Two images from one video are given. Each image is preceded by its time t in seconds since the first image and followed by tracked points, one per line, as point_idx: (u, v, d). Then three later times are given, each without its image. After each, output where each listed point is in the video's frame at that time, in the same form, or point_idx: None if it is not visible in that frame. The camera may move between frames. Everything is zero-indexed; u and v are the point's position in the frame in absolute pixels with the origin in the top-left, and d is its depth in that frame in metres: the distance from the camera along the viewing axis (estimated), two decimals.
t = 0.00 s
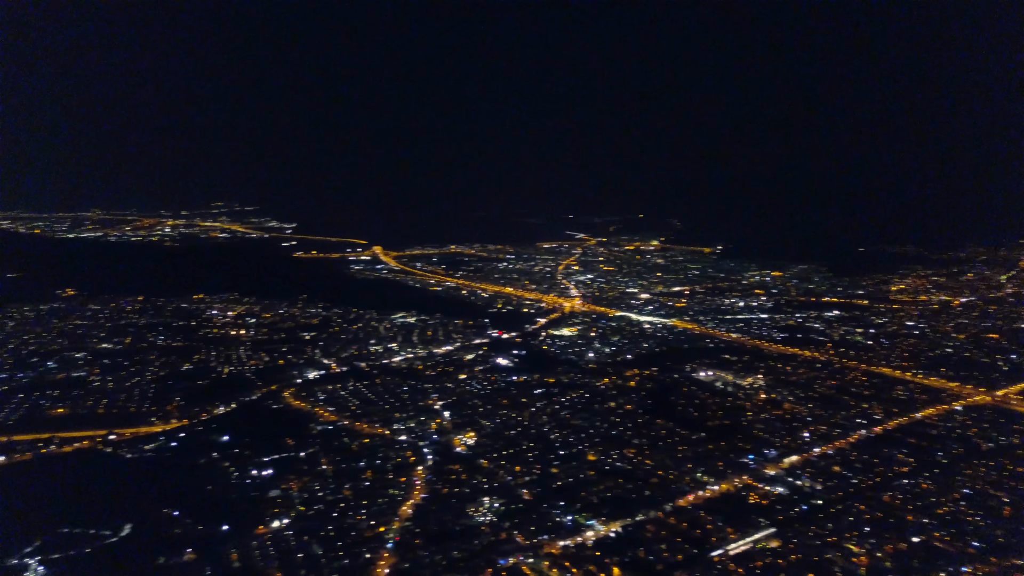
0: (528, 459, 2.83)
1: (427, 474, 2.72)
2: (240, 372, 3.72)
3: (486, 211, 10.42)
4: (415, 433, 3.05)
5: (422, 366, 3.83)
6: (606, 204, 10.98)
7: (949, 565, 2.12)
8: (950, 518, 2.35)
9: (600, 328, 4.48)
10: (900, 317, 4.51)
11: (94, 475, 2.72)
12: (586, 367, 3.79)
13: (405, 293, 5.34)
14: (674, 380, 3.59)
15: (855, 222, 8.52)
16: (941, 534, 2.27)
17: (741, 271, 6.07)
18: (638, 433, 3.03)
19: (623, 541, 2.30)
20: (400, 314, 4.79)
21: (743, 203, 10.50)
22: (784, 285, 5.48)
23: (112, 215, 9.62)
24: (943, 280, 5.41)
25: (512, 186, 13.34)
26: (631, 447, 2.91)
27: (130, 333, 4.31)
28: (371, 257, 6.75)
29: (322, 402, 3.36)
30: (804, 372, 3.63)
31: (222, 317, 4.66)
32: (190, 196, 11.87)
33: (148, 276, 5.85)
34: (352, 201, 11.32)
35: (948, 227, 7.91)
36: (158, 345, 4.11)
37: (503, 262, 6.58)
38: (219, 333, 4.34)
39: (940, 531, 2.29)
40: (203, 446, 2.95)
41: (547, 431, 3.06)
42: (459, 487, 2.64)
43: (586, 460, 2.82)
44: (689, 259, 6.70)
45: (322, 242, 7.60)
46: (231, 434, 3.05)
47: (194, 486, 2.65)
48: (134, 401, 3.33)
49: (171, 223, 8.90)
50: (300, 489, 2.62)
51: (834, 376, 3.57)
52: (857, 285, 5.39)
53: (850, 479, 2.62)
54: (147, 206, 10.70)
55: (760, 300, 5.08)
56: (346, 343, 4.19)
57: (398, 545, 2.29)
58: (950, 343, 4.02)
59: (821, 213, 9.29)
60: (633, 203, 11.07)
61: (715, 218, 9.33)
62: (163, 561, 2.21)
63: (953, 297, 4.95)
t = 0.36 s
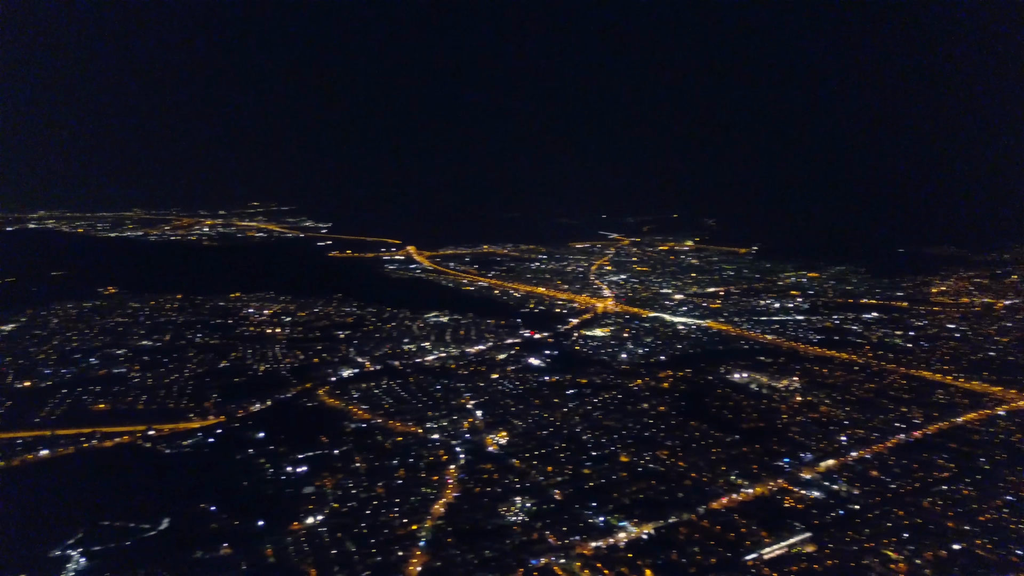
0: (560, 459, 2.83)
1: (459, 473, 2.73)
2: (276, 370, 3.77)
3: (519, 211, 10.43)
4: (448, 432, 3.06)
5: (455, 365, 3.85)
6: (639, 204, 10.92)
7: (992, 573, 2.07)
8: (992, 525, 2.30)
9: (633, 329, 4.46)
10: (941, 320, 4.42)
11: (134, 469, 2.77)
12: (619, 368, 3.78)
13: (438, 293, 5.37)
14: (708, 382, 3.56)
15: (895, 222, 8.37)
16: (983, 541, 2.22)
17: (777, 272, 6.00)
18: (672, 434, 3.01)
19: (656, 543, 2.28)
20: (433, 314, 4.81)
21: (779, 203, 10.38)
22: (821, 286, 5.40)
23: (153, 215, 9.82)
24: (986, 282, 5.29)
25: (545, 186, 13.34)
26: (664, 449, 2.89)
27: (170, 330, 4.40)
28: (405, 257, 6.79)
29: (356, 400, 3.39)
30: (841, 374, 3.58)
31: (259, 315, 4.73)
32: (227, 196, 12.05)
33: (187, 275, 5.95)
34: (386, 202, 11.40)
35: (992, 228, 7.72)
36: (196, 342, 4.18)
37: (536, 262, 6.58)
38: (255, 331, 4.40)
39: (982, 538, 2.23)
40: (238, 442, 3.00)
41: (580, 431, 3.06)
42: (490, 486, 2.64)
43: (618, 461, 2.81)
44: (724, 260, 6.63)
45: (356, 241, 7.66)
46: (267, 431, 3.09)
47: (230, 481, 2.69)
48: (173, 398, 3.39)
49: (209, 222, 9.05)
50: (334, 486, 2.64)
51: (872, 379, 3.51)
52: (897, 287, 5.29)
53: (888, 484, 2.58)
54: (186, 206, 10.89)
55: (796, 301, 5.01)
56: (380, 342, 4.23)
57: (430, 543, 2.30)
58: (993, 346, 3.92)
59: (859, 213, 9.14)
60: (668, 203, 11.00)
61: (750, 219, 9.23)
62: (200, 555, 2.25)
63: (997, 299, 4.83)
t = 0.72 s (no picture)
0: (593, 460, 2.82)
1: (492, 472, 2.74)
2: (311, 368, 3.81)
3: (552, 211, 10.42)
4: (480, 431, 3.07)
5: (487, 364, 3.86)
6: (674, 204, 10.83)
7: None
8: None
9: (666, 330, 4.43)
10: (984, 322, 4.32)
11: (170, 464, 2.82)
12: (652, 369, 3.75)
13: (471, 292, 5.38)
14: (743, 384, 3.52)
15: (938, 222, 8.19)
16: None
17: (814, 273, 5.91)
18: (705, 436, 2.98)
19: (689, 546, 2.27)
20: (466, 313, 4.82)
21: (816, 203, 10.24)
22: (859, 287, 5.31)
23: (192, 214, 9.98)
24: None
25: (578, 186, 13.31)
26: (697, 451, 2.86)
27: (208, 328, 4.47)
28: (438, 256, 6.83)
29: (389, 398, 3.42)
30: (880, 377, 3.52)
31: (294, 313, 4.78)
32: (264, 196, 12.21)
33: (224, 273, 6.04)
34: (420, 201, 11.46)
35: None
36: (234, 340, 4.24)
37: (569, 262, 6.56)
38: (291, 329, 4.45)
39: None
40: (274, 439, 3.03)
41: (612, 432, 3.04)
42: (522, 486, 2.64)
43: (651, 462, 2.79)
44: (760, 260, 6.56)
45: (390, 241, 7.72)
46: (302, 428, 3.13)
47: (265, 478, 2.73)
48: (211, 394, 3.45)
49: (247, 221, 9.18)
50: (367, 483, 2.67)
51: (912, 383, 3.44)
52: (938, 289, 5.18)
53: (928, 490, 2.53)
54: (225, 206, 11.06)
55: (834, 302, 4.93)
56: (413, 340, 4.25)
57: (463, 541, 2.31)
58: None
59: (900, 213, 8.96)
60: (703, 203, 10.90)
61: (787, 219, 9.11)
62: (237, 550, 2.28)
63: None
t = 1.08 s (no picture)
0: (626, 461, 2.81)
1: (525, 472, 2.74)
2: (346, 366, 3.84)
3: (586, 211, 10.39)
4: (513, 430, 3.07)
5: (520, 364, 3.86)
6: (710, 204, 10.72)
7: None
8: None
9: (702, 331, 4.39)
10: None
11: (209, 459, 2.87)
12: (687, 370, 3.72)
13: (505, 292, 5.39)
14: (780, 386, 3.47)
15: (983, 223, 8.00)
16: None
17: (854, 274, 5.82)
18: (741, 439, 2.95)
19: (723, 549, 2.24)
20: (500, 313, 4.83)
21: (855, 203, 10.08)
22: (900, 289, 5.21)
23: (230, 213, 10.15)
24: None
25: (613, 186, 13.26)
26: (732, 453, 2.83)
27: (246, 326, 4.53)
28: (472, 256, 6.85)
29: (423, 396, 3.44)
30: (922, 381, 3.45)
31: (330, 312, 4.83)
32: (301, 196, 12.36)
33: (262, 272, 6.12)
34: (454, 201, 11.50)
35: None
36: (271, 338, 4.30)
37: (603, 262, 6.54)
38: (327, 327, 4.50)
39: None
40: (310, 436, 3.07)
41: (646, 433, 3.03)
42: (555, 486, 2.64)
43: (685, 465, 2.76)
44: (797, 261, 6.47)
45: (424, 240, 7.76)
46: (337, 425, 3.16)
47: (301, 474, 2.76)
48: (248, 391, 3.50)
49: (284, 221, 9.30)
50: (401, 481, 2.69)
51: (955, 387, 3.37)
52: (983, 291, 5.06)
53: (970, 496, 2.47)
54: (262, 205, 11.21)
55: (874, 304, 4.85)
56: (447, 339, 4.27)
57: (496, 540, 2.31)
58: None
59: (943, 214, 8.77)
60: (740, 203, 10.78)
61: (825, 219, 8.97)
62: (273, 545, 2.32)
63: None
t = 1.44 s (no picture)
0: (661, 463, 2.79)
1: (559, 472, 2.74)
2: (381, 364, 3.88)
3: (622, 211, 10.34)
4: (547, 430, 3.07)
5: (555, 364, 3.86)
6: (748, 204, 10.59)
7: None
8: None
9: (738, 332, 4.34)
10: None
11: (247, 455, 2.91)
12: (723, 372, 3.69)
13: (539, 292, 5.39)
14: (818, 388, 3.42)
15: None
16: None
17: (895, 276, 5.71)
18: (777, 442, 2.91)
19: (759, 553, 2.22)
20: (534, 313, 4.83)
21: (897, 203, 9.88)
22: (944, 291, 5.10)
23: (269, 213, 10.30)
24: None
25: (649, 186, 13.16)
26: (769, 456, 2.80)
27: (284, 324, 4.59)
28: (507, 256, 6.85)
29: (458, 395, 3.45)
30: (966, 385, 3.37)
31: (366, 311, 4.87)
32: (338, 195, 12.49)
33: (299, 271, 6.20)
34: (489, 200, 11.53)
35: None
36: (308, 336, 4.35)
37: (638, 262, 6.50)
38: (363, 326, 4.54)
39: None
40: (345, 433, 3.10)
41: (681, 435, 3.00)
42: (589, 487, 2.63)
43: (721, 467, 2.74)
44: (836, 262, 6.37)
45: (459, 240, 7.79)
46: (372, 423, 3.19)
47: (337, 471, 2.79)
48: (285, 388, 3.55)
49: (321, 220, 9.41)
50: (435, 479, 2.70)
51: (1000, 391, 3.28)
52: None
53: (1016, 503, 2.41)
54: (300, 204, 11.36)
55: (916, 306, 4.75)
56: (481, 339, 4.28)
57: (529, 540, 2.31)
58: None
59: (990, 214, 8.56)
60: (778, 203, 10.64)
61: (866, 220, 8.81)
62: (309, 540, 2.34)
63: None
